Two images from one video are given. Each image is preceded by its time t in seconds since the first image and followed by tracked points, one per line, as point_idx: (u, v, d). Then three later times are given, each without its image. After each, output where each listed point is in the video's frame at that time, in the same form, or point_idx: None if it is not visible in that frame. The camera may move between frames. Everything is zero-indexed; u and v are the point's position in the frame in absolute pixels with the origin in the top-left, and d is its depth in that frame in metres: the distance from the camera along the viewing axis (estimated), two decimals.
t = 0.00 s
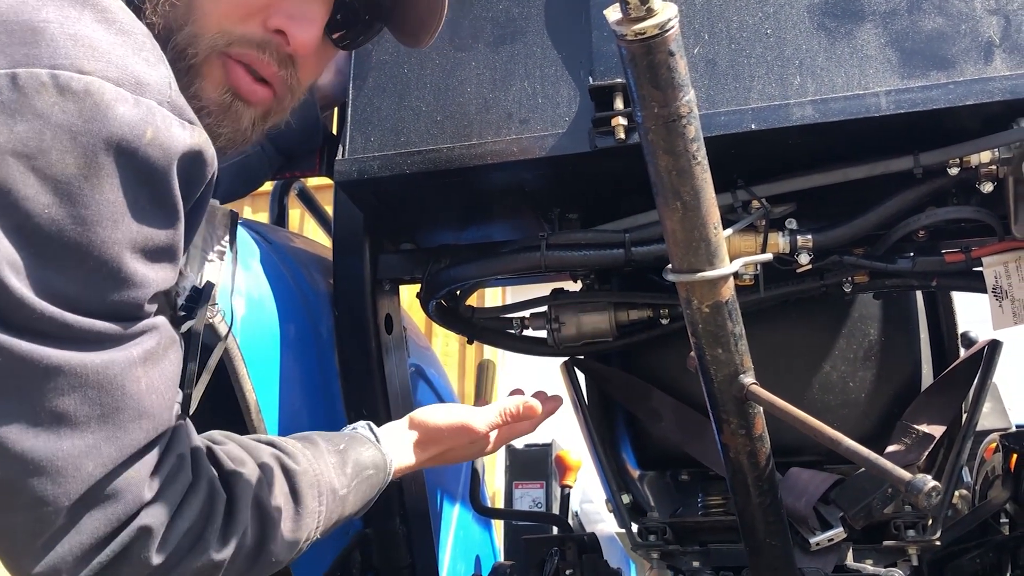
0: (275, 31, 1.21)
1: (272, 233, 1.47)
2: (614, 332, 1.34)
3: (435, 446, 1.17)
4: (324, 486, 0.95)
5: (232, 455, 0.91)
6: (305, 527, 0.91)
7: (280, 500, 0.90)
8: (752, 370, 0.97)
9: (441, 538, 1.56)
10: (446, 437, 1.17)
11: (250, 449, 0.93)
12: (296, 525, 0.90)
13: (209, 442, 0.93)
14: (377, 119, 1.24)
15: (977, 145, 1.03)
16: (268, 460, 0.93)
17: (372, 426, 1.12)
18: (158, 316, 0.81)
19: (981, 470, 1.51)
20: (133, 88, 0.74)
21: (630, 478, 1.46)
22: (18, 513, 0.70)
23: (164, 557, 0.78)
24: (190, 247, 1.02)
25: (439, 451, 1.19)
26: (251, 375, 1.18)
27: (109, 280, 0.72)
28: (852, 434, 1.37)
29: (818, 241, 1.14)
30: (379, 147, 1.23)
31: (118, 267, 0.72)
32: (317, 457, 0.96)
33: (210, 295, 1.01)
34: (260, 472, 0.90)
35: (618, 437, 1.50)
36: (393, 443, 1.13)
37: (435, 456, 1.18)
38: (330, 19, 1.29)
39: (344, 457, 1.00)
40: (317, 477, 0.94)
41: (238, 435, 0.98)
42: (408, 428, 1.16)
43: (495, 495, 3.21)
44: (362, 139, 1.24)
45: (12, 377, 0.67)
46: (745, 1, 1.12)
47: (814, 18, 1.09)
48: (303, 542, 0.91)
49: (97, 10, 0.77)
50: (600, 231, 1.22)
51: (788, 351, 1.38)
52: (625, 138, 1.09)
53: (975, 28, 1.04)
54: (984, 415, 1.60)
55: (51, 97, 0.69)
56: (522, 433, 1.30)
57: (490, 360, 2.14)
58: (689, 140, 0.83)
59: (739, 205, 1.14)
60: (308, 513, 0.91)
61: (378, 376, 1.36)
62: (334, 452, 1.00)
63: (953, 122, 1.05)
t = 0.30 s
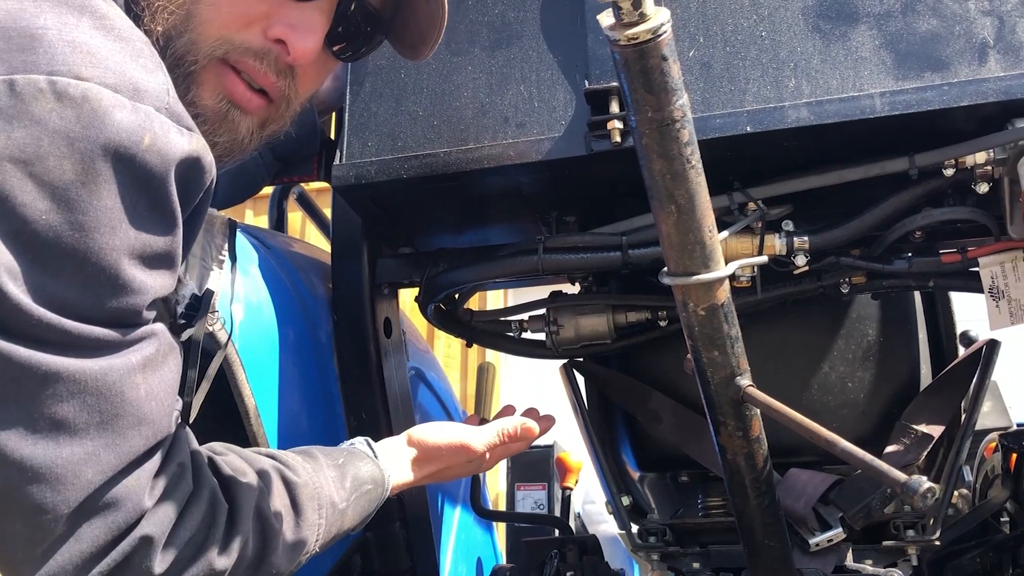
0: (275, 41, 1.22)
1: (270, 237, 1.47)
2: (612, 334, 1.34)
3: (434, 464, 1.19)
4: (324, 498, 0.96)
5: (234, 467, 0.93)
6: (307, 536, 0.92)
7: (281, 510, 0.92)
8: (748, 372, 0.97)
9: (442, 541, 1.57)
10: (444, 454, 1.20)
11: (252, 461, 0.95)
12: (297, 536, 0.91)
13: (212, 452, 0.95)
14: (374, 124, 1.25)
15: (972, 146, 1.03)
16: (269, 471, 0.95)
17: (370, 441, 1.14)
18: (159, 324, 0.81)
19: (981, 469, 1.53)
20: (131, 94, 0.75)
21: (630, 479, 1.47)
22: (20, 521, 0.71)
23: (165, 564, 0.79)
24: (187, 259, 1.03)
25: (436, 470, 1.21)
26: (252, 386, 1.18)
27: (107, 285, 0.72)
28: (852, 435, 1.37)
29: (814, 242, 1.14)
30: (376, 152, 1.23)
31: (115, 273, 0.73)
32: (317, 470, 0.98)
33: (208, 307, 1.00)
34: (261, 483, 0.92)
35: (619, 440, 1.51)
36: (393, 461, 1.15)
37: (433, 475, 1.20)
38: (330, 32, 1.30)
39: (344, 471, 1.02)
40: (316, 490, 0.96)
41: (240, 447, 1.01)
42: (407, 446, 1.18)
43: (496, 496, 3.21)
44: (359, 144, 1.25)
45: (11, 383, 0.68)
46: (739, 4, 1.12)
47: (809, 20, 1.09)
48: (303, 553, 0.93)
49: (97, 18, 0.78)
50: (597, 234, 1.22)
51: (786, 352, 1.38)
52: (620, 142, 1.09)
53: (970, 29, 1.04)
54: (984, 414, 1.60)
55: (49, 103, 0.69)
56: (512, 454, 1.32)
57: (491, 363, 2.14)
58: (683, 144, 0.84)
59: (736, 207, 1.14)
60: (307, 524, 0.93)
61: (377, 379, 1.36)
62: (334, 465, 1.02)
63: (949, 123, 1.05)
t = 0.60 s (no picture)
0: (284, 54, 1.27)
1: (272, 246, 1.48)
2: (613, 339, 1.35)
3: (438, 470, 1.20)
4: (331, 504, 0.98)
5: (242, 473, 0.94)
6: (316, 541, 0.94)
7: (291, 518, 0.93)
8: (747, 377, 0.98)
9: (446, 546, 1.57)
10: (448, 461, 1.20)
11: (260, 467, 0.96)
12: (306, 542, 0.93)
13: (221, 460, 0.96)
14: (374, 132, 1.26)
15: (969, 149, 1.03)
16: (277, 478, 0.96)
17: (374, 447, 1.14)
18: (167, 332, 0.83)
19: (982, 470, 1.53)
20: (144, 110, 0.75)
21: (634, 483, 1.48)
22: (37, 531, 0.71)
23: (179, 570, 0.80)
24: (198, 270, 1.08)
25: (440, 476, 1.21)
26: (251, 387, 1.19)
27: (120, 296, 0.73)
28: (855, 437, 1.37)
29: (813, 246, 1.14)
30: (377, 161, 1.24)
31: (129, 285, 0.74)
32: (324, 476, 1.00)
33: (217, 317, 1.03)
34: (270, 490, 0.94)
35: (620, 442, 1.52)
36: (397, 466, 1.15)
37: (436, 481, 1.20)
38: (335, 44, 1.33)
39: (349, 477, 1.04)
40: (324, 496, 0.98)
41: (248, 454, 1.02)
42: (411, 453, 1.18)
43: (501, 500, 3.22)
44: (360, 153, 1.25)
45: (28, 394, 0.69)
46: (736, 10, 1.13)
47: (805, 25, 1.10)
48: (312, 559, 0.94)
49: (109, 34, 0.78)
50: (597, 240, 1.23)
51: (787, 354, 1.38)
52: (618, 148, 1.10)
53: (966, 33, 1.04)
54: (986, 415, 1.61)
55: (65, 119, 0.69)
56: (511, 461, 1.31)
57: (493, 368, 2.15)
58: (679, 151, 0.84)
59: (734, 212, 1.15)
60: (317, 530, 0.94)
61: (379, 386, 1.37)
62: (341, 472, 1.04)
63: (945, 126, 1.05)
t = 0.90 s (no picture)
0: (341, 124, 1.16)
1: (271, 257, 1.50)
2: (611, 347, 1.36)
3: (449, 484, 1.25)
4: (346, 517, 1.01)
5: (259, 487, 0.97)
6: (331, 552, 0.97)
7: (305, 529, 0.96)
8: (741, 386, 0.99)
9: (448, 553, 1.58)
10: (459, 474, 1.26)
11: (276, 481, 0.99)
12: (321, 553, 0.96)
13: (236, 475, 0.99)
14: (372, 145, 1.27)
15: (959, 158, 1.04)
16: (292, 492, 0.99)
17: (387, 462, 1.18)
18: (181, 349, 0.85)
19: (982, 475, 1.54)
20: (157, 134, 0.76)
21: (635, 490, 1.47)
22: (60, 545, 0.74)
23: None
24: (210, 284, 1.08)
25: (450, 490, 1.26)
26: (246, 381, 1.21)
27: (136, 317, 0.75)
28: (852, 442, 1.37)
29: (807, 254, 1.15)
30: (375, 173, 1.26)
31: (144, 304, 0.75)
32: (337, 490, 1.02)
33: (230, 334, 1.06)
34: (286, 504, 0.96)
35: (621, 450, 1.51)
36: (410, 480, 1.19)
37: (447, 495, 1.25)
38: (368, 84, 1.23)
39: (361, 491, 1.07)
40: (339, 511, 1.01)
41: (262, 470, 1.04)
42: (421, 468, 1.23)
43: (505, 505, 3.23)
44: (359, 165, 1.27)
45: (51, 411, 0.71)
46: (728, 21, 1.14)
47: (797, 36, 1.11)
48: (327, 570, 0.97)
49: (123, 62, 0.77)
50: (593, 249, 1.24)
51: (785, 360, 1.39)
52: (613, 159, 1.11)
53: (955, 43, 1.06)
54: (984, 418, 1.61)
55: (82, 144, 0.71)
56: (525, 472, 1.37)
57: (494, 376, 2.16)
58: (671, 164, 0.85)
59: (728, 221, 1.16)
60: (332, 542, 0.98)
61: (380, 396, 1.38)
62: (353, 486, 1.07)
63: (936, 135, 1.06)
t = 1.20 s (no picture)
0: (345, 148, 1.20)
1: (273, 267, 1.52)
2: (609, 354, 1.37)
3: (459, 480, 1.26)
4: (359, 519, 1.00)
5: (270, 492, 0.96)
6: (347, 556, 0.96)
7: (321, 535, 0.95)
8: (735, 393, 1.00)
9: (449, 559, 1.59)
10: (468, 471, 1.27)
11: (288, 487, 0.98)
12: (337, 557, 0.95)
13: (250, 483, 0.99)
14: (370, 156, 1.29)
15: (952, 165, 1.05)
16: (304, 496, 0.98)
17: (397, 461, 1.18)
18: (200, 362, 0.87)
19: (982, 478, 1.55)
20: (180, 160, 0.79)
21: (635, 496, 1.48)
22: (87, 556, 0.75)
23: None
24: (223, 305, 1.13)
25: (460, 487, 1.27)
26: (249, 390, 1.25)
27: (160, 336, 0.77)
28: (849, 448, 1.38)
29: (801, 261, 1.16)
30: (374, 184, 1.27)
31: (167, 323, 0.77)
32: (350, 493, 1.02)
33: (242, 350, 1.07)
34: (300, 508, 0.95)
35: (621, 456, 1.52)
36: (420, 477, 1.21)
37: (457, 491, 1.26)
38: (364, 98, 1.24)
39: (374, 492, 1.06)
40: (352, 512, 1.00)
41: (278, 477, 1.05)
42: (431, 465, 1.24)
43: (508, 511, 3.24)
44: (357, 176, 1.28)
45: (81, 426, 0.73)
46: (721, 31, 1.15)
47: (789, 46, 1.12)
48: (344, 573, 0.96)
49: (144, 88, 0.80)
50: (590, 258, 1.25)
51: (783, 366, 1.39)
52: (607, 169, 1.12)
53: (946, 52, 1.07)
54: (981, 421, 1.62)
55: (109, 171, 0.73)
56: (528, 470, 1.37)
57: (495, 382, 2.17)
58: (661, 175, 0.86)
59: (723, 229, 1.16)
60: (345, 545, 0.97)
61: (380, 403, 1.39)
62: (365, 488, 1.06)
63: (929, 143, 1.07)
